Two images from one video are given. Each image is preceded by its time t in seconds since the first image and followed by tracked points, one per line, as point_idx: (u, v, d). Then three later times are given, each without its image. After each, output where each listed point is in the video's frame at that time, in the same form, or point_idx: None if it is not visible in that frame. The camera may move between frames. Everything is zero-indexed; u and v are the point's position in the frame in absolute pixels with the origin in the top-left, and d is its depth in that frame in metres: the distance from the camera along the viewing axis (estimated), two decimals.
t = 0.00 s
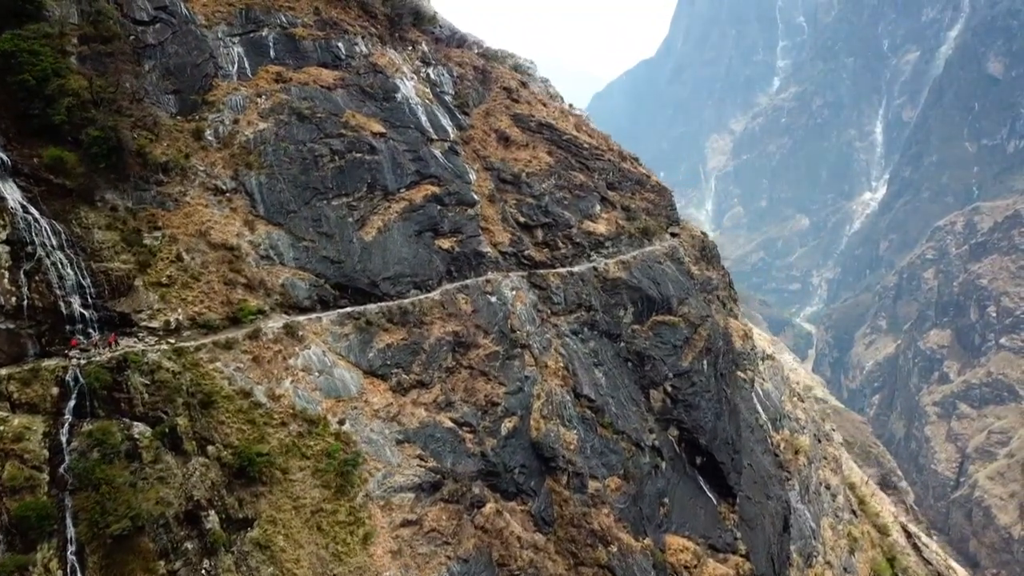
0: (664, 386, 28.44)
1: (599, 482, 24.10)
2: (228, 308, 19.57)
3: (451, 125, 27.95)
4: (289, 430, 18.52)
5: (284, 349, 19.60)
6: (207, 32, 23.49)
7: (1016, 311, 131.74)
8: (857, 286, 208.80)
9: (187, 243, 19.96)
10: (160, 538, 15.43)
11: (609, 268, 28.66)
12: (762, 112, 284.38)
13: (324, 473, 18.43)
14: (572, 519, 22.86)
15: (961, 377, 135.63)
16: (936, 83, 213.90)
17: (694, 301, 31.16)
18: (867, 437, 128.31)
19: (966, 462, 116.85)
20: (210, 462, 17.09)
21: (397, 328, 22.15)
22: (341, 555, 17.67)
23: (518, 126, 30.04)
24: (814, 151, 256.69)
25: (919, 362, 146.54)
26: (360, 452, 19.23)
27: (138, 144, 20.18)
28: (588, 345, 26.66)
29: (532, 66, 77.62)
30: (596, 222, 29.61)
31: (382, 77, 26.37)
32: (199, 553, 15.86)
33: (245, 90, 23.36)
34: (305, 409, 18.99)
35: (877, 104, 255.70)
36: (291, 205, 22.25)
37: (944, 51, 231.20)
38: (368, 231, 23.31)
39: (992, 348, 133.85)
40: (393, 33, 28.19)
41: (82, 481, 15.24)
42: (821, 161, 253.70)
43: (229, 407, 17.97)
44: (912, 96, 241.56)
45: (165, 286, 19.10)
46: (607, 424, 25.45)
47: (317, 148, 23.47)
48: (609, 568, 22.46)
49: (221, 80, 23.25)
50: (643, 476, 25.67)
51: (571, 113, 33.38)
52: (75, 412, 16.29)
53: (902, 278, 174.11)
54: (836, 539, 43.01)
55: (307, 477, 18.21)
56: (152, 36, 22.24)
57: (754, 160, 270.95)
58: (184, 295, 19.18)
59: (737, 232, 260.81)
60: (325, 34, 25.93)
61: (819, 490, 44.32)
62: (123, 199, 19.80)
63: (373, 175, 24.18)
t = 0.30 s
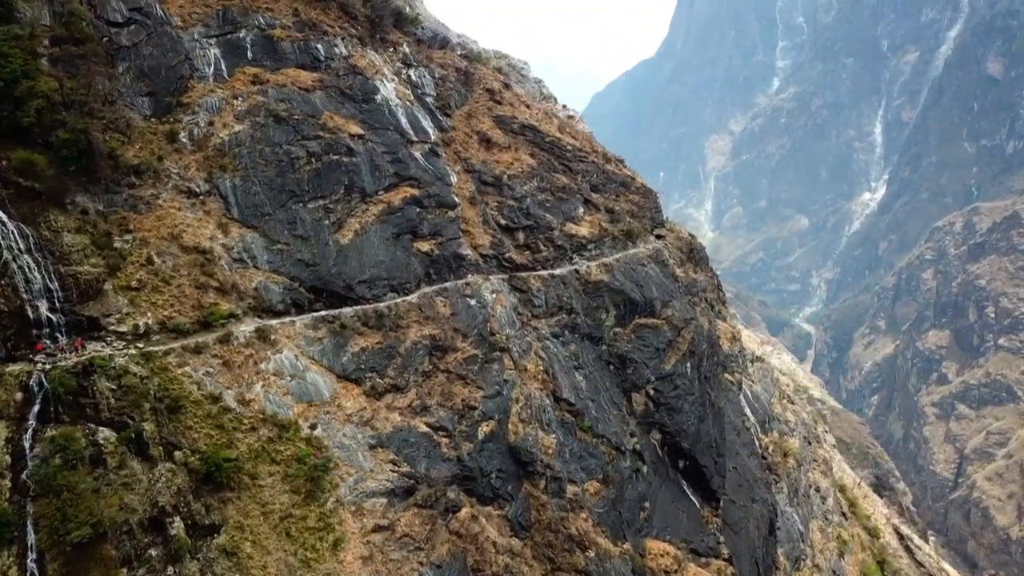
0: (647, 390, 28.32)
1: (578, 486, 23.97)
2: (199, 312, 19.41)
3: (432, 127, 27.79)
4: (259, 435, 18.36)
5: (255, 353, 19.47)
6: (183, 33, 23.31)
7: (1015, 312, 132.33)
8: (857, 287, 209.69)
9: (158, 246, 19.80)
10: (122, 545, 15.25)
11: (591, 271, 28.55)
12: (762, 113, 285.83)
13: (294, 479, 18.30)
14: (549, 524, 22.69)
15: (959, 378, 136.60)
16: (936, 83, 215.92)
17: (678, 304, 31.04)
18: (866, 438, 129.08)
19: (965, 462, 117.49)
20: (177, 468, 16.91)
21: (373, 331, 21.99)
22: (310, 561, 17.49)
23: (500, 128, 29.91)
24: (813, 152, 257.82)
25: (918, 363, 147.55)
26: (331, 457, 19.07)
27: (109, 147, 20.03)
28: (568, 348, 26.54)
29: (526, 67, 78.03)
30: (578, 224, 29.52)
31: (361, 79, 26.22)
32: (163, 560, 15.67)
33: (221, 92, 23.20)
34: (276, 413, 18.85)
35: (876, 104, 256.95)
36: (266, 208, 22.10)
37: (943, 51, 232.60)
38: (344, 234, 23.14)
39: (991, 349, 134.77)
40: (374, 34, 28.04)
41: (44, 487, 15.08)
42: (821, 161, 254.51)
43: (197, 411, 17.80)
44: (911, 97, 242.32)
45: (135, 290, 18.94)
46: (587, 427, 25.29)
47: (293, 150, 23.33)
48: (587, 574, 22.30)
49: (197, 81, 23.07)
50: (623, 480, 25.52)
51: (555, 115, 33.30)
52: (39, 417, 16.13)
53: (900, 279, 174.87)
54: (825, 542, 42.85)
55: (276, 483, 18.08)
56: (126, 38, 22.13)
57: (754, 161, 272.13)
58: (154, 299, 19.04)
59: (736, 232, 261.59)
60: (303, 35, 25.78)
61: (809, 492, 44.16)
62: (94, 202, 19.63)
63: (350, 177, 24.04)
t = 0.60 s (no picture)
0: (629, 393, 28.19)
1: (556, 491, 23.84)
2: (169, 317, 19.25)
3: (413, 129, 27.63)
4: (228, 441, 18.21)
5: (227, 358, 19.32)
6: (158, 35, 23.10)
7: (1013, 313, 132.64)
8: (856, 287, 210.34)
9: (129, 250, 19.64)
10: (85, 554, 14.98)
11: (573, 274, 28.44)
12: (762, 113, 286.74)
13: (263, 486, 18.15)
14: (526, 530, 22.53)
15: (958, 378, 137.49)
16: (936, 84, 216.43)
17: (661, 307, 30.95)
18: (864, 440, 129.65)
19: (963, 463, 118.09)
20: (143, 475, 16.69)
21: (348, 336, 21.82)
22: (277, 569, 17.30)
23: (482, 131, 29.78)
24: (812, 153, 258.58)
25: (917, 363, 148.13)
26: (302, 463, 18.89)
27: (79, 150, 19.83)
28: (549, 352, 26.41)
29: (519, 68, 78.22)
30: (561, 227, 29.41)
31: (341, 81, 26.03)
32: (127, 569, 15.41)
33: (197, 95, 23.02)
34: (246, 419, 18.71)
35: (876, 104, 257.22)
36: (241, 212, 21.96)
37: (942, 52, 232.97)
38: (321, 237, 23.01)
39: (989, 349, 135.38)
40: (355, 36, 27.82)
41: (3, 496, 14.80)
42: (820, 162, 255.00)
43: (165, 417, 17.64)
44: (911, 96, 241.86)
45: (105, 295, 18.77)
46: (567, 431, 25.15)
47: (269, 153, 23.18)
48: None
49: (172, 84, 22.88)
50: (602, 485, 25.37)
51: (539, 117, 33.20)
52: None
53: (899, 279, 174.81)
54: (815, 545, 42.73)
55: (245, 490, 17.91)
56: (100, 40, 21.99)
57: (754, 161, 273.10)
58: (124, 304, 18.88)
59: (736, 232, 262.48)
60: (282, 38, 25.61)
61: (798, 495, 44.02)
62: (64, 206, 19.46)
63: (328, 180, 23.88)
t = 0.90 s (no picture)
0: (611, 398, 28.07)
1: (535, 497, 23.66)
2: (139, 322, 19.07)
3: (394, 131, 27.44)
4: (197, 448, 18.05)
5: (197, 364, 19.15)
6: (133, 38, 22.90)
7: (1011, 313, 132.69)
8: (855, 287, 211.95)
9: (99, 255, 19.46)
10: (47, 563, 14.58)
11: (554, 277, 28.33)
12: (760, 114, 289.95)
13: (231, 493, 17.95)
14: (503, 536, 22.35)
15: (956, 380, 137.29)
16: (934, 83, 218.21)
17: (645, 310, 30.83)
18: (861, 440, 129.61)
19: (961, 464, 118.18)
20: (109, 483, 16.46)
21: (323, 341, 21.64)
22: None
23: (464, 134, 29.65)
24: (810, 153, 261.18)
25: (915, 364, 148.53)
26: (272, 470, 18.73)
27: (49, 154, 19.65)
28: (530, 356, 26.23)
29: (512, 69, 78.19)
30: (543, 230, 29.30)
31: (320, 83, 25.80)
32: None
33: (172, 98, 22.82)
34: (216, 426, 18.56)
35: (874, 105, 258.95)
36: (215, 215, 21.79)
37: (941, 51, 235.36)
38: (298, 241, 22.84)
39: (988, 350, 134.96)
40: (335, 38, 27.65)
41: None
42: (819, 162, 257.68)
43: (132, 424, 17.46)
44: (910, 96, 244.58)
45: (74, 300, 18.60)
46: (547, 436, 24.99)
47: (245, 157, 23.01)
48: None
49: (147, 87, 22.69)
50: (582, 490, 25.21)
51: (522, 120, 33.13)
52: None
53: (897, 280, 174.83)
54: (804, 549, 42.50)
55: (213, 497, 17.72)
56: (72, 43, 21.80)
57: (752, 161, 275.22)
58: (93, 309, 18.71)
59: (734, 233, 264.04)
60: (260, 40, 25.42)
61: (787, 499, 43.83)
62: (34, 210, 19.33)
63: (305, 184, 23.70)
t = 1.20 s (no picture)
0: (594, 402, 27.93)
1: (513, 503, 23.51)
2: (108, 327, 18.86)
3: (374, 134, 27.26)
4: (166, 455, 17.89)
5: (168, 370, 18.95)
6: (109, 41, 22.66)
7: (1009, 314, 132.70)
8: (853, 287, 222.04)
9: (69, 260, 19.25)
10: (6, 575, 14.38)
11: (536, 281, 28.22)
12: (766, 113, 304.97)
13: (200, 501, 17.77)
14: (480, 543, 22.18)
15: (954, 380, 137.97)
16: (935, 85, 230.27)
17: (629, 314, 30.73)
18: (860, 442, 129.72)
19: (959, 465, 118.01)
20: (74, 492, 16.29)
21: (297, 346, 21.44)
22: None
23: (447, 137, 29.53)
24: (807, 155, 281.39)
25: (914, 365, 149.14)
26: (243, 477, 18.58)
27: (18, 158, 19.54)
28: (511, 360, 26.06)
29: (505, 70, 78.04)
30: (525, 234, 29.22)
31: (299, 86, 25.59)
32: None
33: (148, 101, 22.66)
34: (186, 433, 18.37)
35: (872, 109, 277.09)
36: (189, 220, 21.59)
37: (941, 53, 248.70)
38: (273, 245, 22.68)
39: (986, 351, 135.15)
40: (315, 40, 27.44)
41: None
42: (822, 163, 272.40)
43: (98, 432, 17.27)
44: (910, 97, 259.69)
45: (41, 305, 18.35)
46: (526, 442, 24.85)
47: (221, 160, 22.82)
48: None
49: (121, 91, 22.52)
50: (562, 495, 25.05)
51: (506, 123, 33.07)
52: None
53: (896, 281, 177.64)
54: (793, 552, 42.27)
55: (181, 505, 17.56)
56: (45, 45, 21.40)
57: (753, 161, 296.04)
58: (61, 314, 18.48)
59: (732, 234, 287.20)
60: (239, 43, 25.23)
61: (777, 502, 43.69)
62: (3, 215, 19.12)
63: (282, 187, 23.54)
